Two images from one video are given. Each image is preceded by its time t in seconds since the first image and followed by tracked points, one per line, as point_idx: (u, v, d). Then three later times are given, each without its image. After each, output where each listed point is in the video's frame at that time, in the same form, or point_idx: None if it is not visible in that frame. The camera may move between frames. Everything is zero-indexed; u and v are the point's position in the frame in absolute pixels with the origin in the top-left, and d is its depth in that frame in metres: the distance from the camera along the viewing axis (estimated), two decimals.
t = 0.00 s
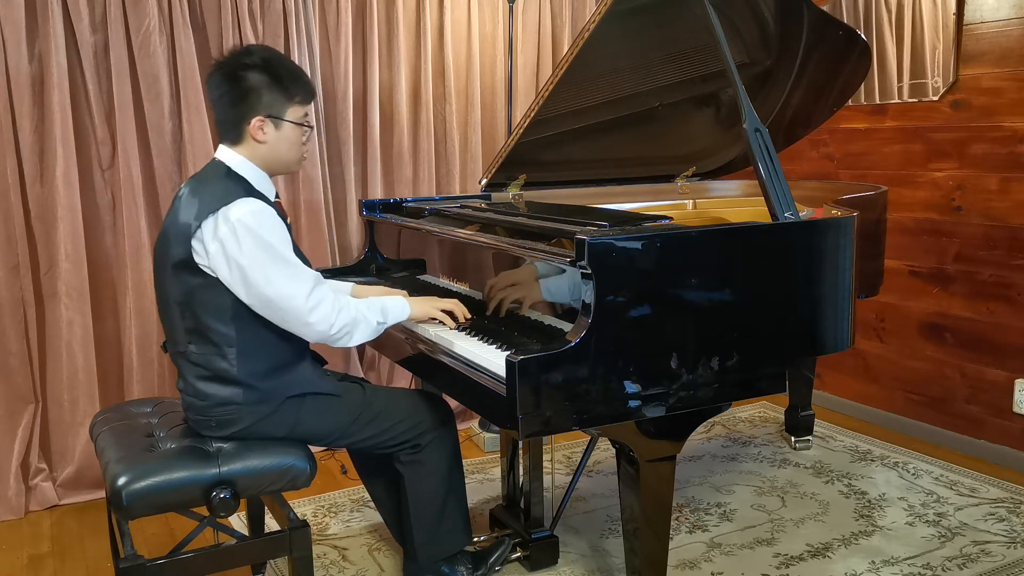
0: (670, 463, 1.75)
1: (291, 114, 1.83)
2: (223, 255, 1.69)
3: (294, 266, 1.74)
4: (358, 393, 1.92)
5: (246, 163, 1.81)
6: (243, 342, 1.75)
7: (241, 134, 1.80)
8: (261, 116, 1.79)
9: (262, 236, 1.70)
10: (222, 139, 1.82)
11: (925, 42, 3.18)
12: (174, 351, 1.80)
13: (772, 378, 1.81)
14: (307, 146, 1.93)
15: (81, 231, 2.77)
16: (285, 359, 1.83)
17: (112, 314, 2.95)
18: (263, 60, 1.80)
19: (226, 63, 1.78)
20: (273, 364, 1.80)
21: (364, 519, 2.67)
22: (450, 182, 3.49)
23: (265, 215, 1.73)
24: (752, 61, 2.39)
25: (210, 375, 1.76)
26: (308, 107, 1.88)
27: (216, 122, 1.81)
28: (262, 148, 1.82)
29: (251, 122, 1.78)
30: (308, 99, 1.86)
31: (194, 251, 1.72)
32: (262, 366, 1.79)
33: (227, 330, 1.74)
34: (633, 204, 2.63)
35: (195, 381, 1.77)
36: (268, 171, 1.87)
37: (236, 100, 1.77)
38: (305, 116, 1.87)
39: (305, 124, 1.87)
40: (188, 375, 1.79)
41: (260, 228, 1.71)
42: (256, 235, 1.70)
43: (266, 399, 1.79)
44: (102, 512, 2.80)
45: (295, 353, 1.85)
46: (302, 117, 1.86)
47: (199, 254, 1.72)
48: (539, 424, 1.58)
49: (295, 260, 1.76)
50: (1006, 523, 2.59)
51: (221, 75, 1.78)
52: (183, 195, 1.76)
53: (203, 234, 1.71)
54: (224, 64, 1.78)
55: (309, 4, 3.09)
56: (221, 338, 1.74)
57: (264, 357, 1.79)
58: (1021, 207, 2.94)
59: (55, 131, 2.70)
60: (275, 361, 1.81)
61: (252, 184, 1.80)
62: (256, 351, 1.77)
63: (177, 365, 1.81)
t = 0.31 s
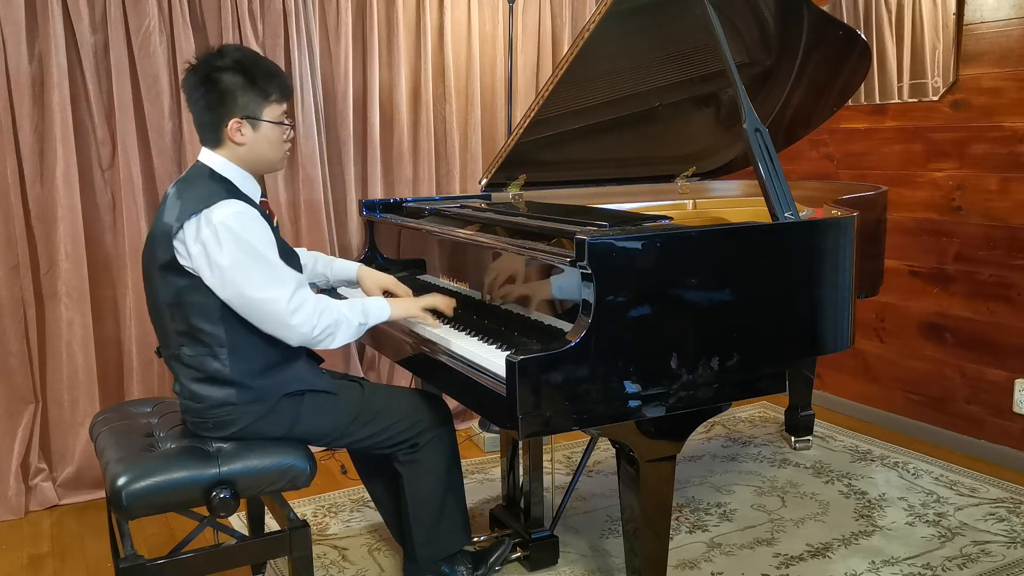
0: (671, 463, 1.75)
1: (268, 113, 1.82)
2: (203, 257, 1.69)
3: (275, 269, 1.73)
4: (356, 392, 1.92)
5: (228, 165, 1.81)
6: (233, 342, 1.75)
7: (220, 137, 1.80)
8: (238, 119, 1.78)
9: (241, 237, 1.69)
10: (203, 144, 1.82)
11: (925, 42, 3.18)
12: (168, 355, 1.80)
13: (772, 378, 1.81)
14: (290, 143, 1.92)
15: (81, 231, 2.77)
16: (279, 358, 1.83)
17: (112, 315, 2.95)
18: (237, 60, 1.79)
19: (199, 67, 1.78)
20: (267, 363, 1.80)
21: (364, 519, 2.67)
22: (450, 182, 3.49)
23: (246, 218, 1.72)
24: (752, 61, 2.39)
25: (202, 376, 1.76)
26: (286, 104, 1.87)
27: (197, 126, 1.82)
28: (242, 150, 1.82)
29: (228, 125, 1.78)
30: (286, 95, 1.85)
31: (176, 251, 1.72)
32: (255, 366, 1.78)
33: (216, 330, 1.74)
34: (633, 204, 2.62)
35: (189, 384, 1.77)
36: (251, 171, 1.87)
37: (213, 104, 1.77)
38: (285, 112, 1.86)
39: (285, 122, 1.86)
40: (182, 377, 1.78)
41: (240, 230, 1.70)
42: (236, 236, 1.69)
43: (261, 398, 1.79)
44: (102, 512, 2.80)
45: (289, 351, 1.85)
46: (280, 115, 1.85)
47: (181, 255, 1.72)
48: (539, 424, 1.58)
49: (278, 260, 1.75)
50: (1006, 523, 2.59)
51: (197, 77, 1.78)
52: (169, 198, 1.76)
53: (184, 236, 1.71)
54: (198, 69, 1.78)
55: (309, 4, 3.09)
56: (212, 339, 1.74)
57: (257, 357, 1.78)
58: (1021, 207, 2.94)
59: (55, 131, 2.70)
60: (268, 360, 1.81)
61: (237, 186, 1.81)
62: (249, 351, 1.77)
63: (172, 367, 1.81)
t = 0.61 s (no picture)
0: (670, 463, 1.75)
1: (261, 112, 1.82)
2: (196, 259, 1.69)
3: (267, 272, 1.72)
4: (354, 392, 1.91)
5: (221, 165, 1.82)
6: (226, 343, 1.75)
7: (213, 136, 1.80)
8: (230, 117, 1.79)
9: (235, 240, 1.69)
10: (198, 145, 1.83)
11: (925, 42, 3.18)
12: (163, 357, 1.80)
13: (772, 378, 1.81)
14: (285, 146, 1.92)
15: (81, 231, 2.77)
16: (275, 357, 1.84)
17: (111, 315, 2.95)
18: (230, 61, 1.80)
19: (195, 69, 1.80)
20: (261, 363, 1.80)
21: (364, 519, 2.67)
22: (450, 182, 3.49)
23: (240, 220, 1.71)
24: (752, 61, 2.39)
25: (197, 377, 1.76)
26: (281, 105, 1.88)
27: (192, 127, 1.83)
28: (234, 149, 1.82)
29: (220, 123, 1.79)
30: (279, 97, 1.86)
31: (170, 252, 1.72)
32: (250, 366, 1.79)
33: (210, 331, 1.74)
34: (633, 204, 2.62)
35: (184, 385, 1.77)
36: (246, 172, 1.87)
37: (206, 103, 1.78)
38: (279, 114, 1.87)
39: (279, 123, 1.86)
40: (177, 379, 1.78)
41: (235, 233, 1.69)
42: (229, 239, 1.68)
43: (257, 398, 1.78)
44: (102, 512, 2.80)
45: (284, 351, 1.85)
46: (274, 116, 1.85)
47: (175, 256, 1.72)
48: (539, 424, 1.58)
49: (271, 262, 1.74)
50: (1005, 523, 2.59)
51: (191, 79, 1.79)
52: (165, 200, 1.77)
53: (178, 236, 1.71)
54: (192, 71, 1.80)
55: (309, 4, 3.09)
56: (206, 340, 1.74)
57: (251, 357, 1.79)
58: (1021, 207, 2.94)
59: (55, 131, 2.69)
60: (263, 360, 1.81)
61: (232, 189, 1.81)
62: (243, 351, 1.77)
63: (167, 370, 1.80)
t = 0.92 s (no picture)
0: (670, 463, 1.75)
1: (273, 115, 1.84)
2: (196, 258, 1.69)
3: (266, 276, 1.72)
4: (354, 392, 1.91)
5: (227, 165, 1.82)
6: (226, 343, 1.75)
7: (223, 133, 1.81)
8: (242, 114, 1.80)
9: (235, 241, 1.69)
10: (206, 141, 1.84)
11: (925, 42, 3.18)
12: (163, 356, 1.80)
13: (772, 378, 1.81)
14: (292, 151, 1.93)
15: (81, 231, 2.77)
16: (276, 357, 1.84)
17: (111, 315, 2.95)
18: (246, 63, 1.82)
19: (212, 65, 1.82)
20: (260, 363, 1.80)
21: (364, 519, 2.67)
22: (450, 182, 3.49)
23: (242, 221, 1.71)
24: (752, 61, 2.39)
25: (197, 377, 1.76)
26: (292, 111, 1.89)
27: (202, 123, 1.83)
28: (243, 147, 1.83)
29: (231, 120, 1.80)
30: (291, 101, 1.87)
31: (171, 250, 1.72)
32: (250, 366, 1.79)
33: (210, 331, 1.74)
34: (634, 204, 2.62)
35: (183, 385, 1.77)
36: (251, 173, 1.88)
37: (219, 100, 1.79)
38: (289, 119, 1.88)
39: (288, 127, 1.88)
40: (177, 378, 1.78)
41: (237, 233, 1.69)
42: (231, 240, 1.68)
43: (257, 398, 1.78)
44: (102, 512, 2.80)
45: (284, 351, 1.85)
46: (285, 120, 1.87)
47: (176, 254, 1.72)
48: (539, 424, 1.58)
49: (270, 266, 1.74)
50: (1005, 523, 2.59)
51: (205, 77, 1.81)
52: (168, 199, 1.76)
53: (180, 234, 1.71)
54: (209, 68, 1.81)
55: (309, 4, 3.09)
56: (205, 340, 1.74)
57: (251, 357, 1.79)
58: (1021, 207, 2.94)
59: (55, 131, 2.69)
60: (263, 360, 1.81)
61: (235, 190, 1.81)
62: (243, 351, 1.77)
63: (167, 369, 1.80)
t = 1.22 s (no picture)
0: (670, 463, 1.75)
1: (291, 124, 1.85)
2: (200, 256, 1.69)
3: (269, 275, 1.72)
4: (354, 391, 1.91)
5: (236, 166, 1.82)
6: (227, 342, 1.75)
7: (238, 135, 1.81)
8: (260, 120, 1.80)
9: (239, 240, 1.69)
10: (219, 139, 1.84)
11: (925, 42, 3.18)
12: (163, 354, 1.80)
13: (772, 378, 1.81)
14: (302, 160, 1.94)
15: (81, 231, 2.77)
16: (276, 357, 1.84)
17: (112, 315, 2.95)
18: (270, 69, 1.84)
19: (236, 66, 1.82)
20: (261, 363, 1.80)
21: (364, 519, 2.67)
22: (450, 182, 3.49)
23: (247, 221, 1.71)
24: (752, 61, 2.39)
25: (198, 376, 1.76)
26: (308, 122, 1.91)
27: (216, 121, 1.83)
28: (256, 151, 1.83)
29: (249, 124, 1.80)
30: (310, 113, 1.89)
31: (175, 248, 1.73)
32: (250, 366, 1.79)
33: (211, 330, 1.74)
34: (634, 204, 2.63)
35: (183, 384, 1.77)
36: (259, 177, 1.88)
37: (238, 102, 1.79)
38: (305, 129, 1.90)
39: (304, 137, 1.89)
40: (177, 377, 1.78)
41: (242, 233, 1.69)
42: (235, 239, 1.68)
43: (257, 398, 1.78)
44: (102, 512, 2.80)
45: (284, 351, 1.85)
46: (301, 129, 1.88)
47: (180, 252, 1.72)
48: (539, 424, 1.58)
49: (273, 266, 1.74)
50: (1006, 523, 2.59)
51: (227, 77, 1.81)
52: (173, 198, 1.76)
53: (185, 233, 1.71)
54: (233, 68, 1.82)
55: (309, 4, 3.09)
56: (206, 338, 1.74)
57: (251, 356, 1.79)
58: (1021, 207, 2.94)
59: (55, 131, 2.69)
60: (263, 360, 1.81)
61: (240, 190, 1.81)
62: (243, 351, 1.77)
63: (167, 368, 1.80)
